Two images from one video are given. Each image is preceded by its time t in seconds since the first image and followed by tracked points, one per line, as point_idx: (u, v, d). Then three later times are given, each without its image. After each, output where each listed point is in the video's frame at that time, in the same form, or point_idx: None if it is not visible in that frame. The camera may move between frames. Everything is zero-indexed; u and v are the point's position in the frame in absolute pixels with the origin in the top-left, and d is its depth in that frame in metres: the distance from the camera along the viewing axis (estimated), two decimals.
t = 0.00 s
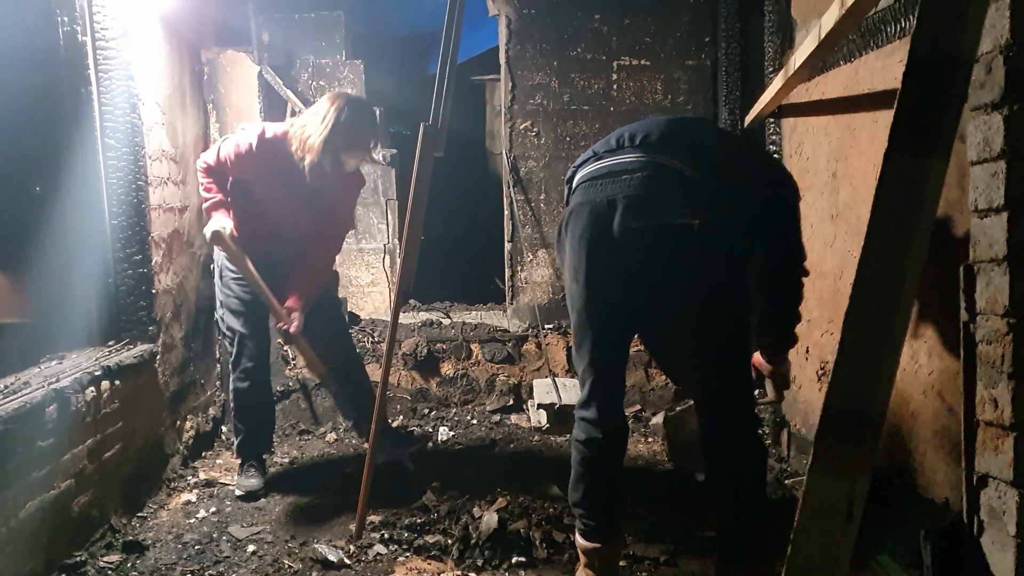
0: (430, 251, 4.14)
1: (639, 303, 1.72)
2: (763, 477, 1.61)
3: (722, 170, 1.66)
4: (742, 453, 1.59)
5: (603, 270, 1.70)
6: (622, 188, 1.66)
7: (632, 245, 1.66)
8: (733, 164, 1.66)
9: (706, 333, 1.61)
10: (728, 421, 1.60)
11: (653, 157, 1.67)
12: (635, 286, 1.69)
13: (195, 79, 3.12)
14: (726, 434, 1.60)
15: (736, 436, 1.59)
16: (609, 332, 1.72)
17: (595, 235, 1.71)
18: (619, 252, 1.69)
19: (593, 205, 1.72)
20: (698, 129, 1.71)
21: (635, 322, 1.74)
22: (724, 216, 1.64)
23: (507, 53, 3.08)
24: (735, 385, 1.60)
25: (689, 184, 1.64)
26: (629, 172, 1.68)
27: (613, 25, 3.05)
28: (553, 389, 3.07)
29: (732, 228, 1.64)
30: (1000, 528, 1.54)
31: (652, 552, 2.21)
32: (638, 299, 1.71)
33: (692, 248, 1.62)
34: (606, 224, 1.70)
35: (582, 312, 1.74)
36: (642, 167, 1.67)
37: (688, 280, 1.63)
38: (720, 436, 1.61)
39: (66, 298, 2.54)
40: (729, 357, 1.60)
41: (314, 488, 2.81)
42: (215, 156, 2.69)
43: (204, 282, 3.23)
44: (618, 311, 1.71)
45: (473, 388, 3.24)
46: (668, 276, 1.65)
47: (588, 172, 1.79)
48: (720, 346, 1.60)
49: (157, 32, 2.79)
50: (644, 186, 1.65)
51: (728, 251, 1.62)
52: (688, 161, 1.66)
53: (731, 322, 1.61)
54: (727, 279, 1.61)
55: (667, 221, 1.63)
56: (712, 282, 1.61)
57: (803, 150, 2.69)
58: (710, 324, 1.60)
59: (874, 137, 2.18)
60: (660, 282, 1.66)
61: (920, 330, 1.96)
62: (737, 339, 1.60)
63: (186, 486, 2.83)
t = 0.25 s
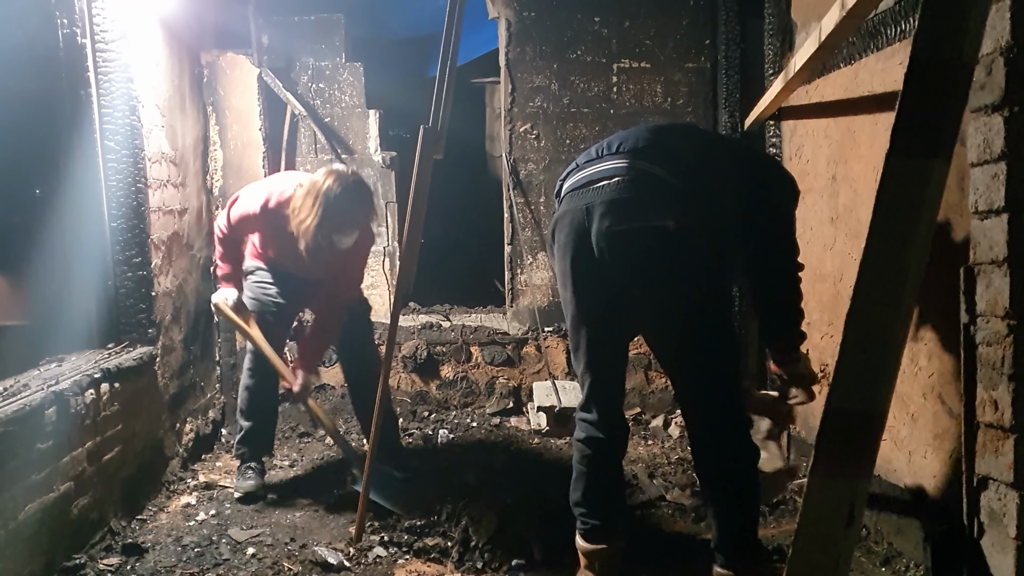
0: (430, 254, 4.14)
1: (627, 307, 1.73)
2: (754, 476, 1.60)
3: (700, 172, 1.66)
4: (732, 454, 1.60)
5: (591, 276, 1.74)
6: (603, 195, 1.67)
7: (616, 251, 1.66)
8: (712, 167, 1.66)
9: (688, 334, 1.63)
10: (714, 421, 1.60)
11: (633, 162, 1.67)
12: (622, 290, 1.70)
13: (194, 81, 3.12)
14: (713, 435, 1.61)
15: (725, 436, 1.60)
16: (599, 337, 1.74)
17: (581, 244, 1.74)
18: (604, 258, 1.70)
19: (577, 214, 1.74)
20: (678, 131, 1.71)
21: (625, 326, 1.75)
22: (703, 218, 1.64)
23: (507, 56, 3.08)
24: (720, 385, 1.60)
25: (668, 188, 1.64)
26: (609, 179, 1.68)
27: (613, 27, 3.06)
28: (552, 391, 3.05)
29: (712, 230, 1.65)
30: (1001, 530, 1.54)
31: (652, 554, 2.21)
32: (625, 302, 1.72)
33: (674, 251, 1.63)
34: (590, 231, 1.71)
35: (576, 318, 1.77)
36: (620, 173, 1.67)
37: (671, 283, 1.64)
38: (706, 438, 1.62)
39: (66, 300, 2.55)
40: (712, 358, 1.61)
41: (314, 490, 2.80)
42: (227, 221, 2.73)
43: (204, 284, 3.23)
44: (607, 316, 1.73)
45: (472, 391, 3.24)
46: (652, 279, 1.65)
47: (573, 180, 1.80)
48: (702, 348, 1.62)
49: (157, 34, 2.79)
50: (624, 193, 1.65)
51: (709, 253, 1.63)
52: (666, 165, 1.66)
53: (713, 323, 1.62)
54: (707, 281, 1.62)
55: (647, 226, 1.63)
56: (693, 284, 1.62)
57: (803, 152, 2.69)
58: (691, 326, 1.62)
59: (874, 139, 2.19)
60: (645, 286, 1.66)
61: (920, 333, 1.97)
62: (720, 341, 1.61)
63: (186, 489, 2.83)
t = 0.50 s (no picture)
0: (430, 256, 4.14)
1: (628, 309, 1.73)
2: (755, 478, 1.60)
3: (701, 175, 1.67)
4: (732, 455, 1.60)
5: (591, 278, 1.74)
6: (604, 197, 1.68)
7: (617, 252, 1.66)
8: (712, 170, 1.68)
9: (689, 335, 1.63)
10: (715, 422, 1.60)
11: (634, 165, 1.68)
12: (622, 292, 1.70)
13: (193, 83, 3.12)
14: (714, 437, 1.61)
15: (727, 438, 1.60)
16: (599, 339, 1.74)
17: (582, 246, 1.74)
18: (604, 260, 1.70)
19: (578, 217, 1.75)
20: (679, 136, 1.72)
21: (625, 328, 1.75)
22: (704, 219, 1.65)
23: (507, 58, 3.08)
24: (722, 386, 1.60)
25: (669, 190, 1.65)
26: (610, 181, 1.69)
27: (613, 29, 3.06)
28: (553, 394, 3.02)
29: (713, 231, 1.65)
30: (1001, 532, 1.54)
31: (652, 557, 2.20)
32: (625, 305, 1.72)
33: (675, 252, 1.63)
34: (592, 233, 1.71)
35: (577, 321, 1.77)
36: (622, 174, 1.68)
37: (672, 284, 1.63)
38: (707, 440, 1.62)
39: (65, 303, 2.55)
40: (713, 359, 1.61)
41: (314, 493, 2.80)
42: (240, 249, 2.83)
43: (204, 286, 3.23)
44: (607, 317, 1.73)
45: (472, 393, 3.24)
46: (653, 280, 1.64)
47: (575, 185, 1.81)
48: (703, 348, 1.62)
49: (156, 37, 2.79)
50: (625, 195, 1.66)
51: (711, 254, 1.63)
52: (666, 168, 1.67)
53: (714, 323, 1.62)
54: (709, 282, 1.62)
55: (648, 227, 1.63)
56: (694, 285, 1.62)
57: (803, 154, 2.69)
58: (692, 327, 1.62)
59: (873, 141, 2.19)
60: (647, 286, 1.66)
61: (919, 334, 1.97)
62: (721, 341, 1.61)
63: (186, 491, 2.83)
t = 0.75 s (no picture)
0: (430, 256, 4.14)
1: (631, 303, 1.73)
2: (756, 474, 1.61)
3: (704, 172, 1.67)
4: (733, 452, 1.60)
5: (596, 272, 1.75)
6: (608, 190, 1.66)
7: (620, 245, 1.64)
8: (716, 167, 1.68)
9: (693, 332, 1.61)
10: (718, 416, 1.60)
11: (638, 158, 1.67)
12: (626, 285, 1.69)
13: (192, 82, 3.12)
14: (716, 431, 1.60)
15: (729, 433, 1.59)
16: (605, 331, 1.77)
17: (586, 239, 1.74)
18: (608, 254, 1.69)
19: (582, 210, 1.74)
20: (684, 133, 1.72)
21: (627, 322, 1.76)
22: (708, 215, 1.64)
23: (507, 56, 3.08)
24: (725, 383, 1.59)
25: (673, 184, 1.64)
26: (615, 174, 1.68)
27: (613, 28, 3.07)
28: (552, 393, 2.99)
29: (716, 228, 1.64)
30: (1000, 526, 1.54)
31: (653, 554, 2.20)
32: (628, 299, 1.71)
33: (679, 246, 1.61)
34: (595, 225, 1.69)
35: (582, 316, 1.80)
36: (627, 167, 1.66)
37: (676, 279, 1.61)
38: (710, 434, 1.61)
39: (65, 302, 2.56)
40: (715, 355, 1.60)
41: (315, 491, 2.80)
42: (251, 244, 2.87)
43: (203, 285, 3.24)
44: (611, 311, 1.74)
45: (472, 392, 3.24)
46: (657, 275, 1.63)
47: (581, 177, 1.80)
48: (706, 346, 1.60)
49: (155, 35, 2.80)
50: (630, 187, 1.64)
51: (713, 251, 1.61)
52: (670, 163, 1.66)
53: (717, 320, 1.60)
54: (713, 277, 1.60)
55: (653, 221, 1.61)
56: (698, 282, 1.60)
57: (803, 152, 2.69)
58: (696, 322, 1.60)
59: (873, 139, 2.19)
60: (651, 280, 1.63)
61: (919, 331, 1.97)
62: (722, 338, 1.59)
63: (186, 490, 2.83)
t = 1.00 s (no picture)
0: (429, 252, 4.14)
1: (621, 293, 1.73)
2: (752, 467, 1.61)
3: (692, 164, 1.70)
4: (729, 445, 1.59)
5: (586, 263, 1.73)
6: (600, 179, 1.67)
7: (614, 234, 1.65)
8: (702, 160, 1.71)
9: (687, 320, 1.61)
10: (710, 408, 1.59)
11: (631, 149, 1.68)
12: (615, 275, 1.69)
13: (191, 77, 3.13)
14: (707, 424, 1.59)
15: (721, 426, 1.59)
16: (594, 325, 1.74)
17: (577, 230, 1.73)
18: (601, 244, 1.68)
19: (575, 200, 1.73)
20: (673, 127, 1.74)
21: (618, 315, 1.75)
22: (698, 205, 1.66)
23: (507, 51, 3.08)
24: (718, 372, 1.60)
25: (665, 174, 1.66)
26: (608, 165, 1.69)
27: (613, 23, 3.06)
28: (553, 388, 3.07)
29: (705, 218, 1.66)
30: (1001, 518, 1.54)
31: (653, 548, 2.20)
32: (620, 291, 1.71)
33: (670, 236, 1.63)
34: (588, 215, 1.69)
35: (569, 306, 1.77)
36: (620, 157, 1.68)
37: (669, 267, 1.62)
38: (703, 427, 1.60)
39: (65, 298, 2.55)
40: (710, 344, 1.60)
41: (315, 486, 2.80)
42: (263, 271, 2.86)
43: (203, 281, 3.24)
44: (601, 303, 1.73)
45: (472, 387, 3.24)
46: (647, 264, 1.64)
47: (571, 169, 1.79)
48: (702, 337, 1.60)
49: (155, 31, 2.80)
50: (624, 176, 1.65)
51: (704, 240, 1.65)
52: (661, 155, 1.69)
53: (710, 309, 1.61)
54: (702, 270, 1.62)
55: (647, 209, 1.62)
56: (692, 271, 1.62)
57: (803, 146, 2.69)
58: (688, 311, 1.61)
59: (873, 133, 2.19)
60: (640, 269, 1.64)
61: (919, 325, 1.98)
62: (715, 326, 1.61)
63: (187, 485, 2.83)
